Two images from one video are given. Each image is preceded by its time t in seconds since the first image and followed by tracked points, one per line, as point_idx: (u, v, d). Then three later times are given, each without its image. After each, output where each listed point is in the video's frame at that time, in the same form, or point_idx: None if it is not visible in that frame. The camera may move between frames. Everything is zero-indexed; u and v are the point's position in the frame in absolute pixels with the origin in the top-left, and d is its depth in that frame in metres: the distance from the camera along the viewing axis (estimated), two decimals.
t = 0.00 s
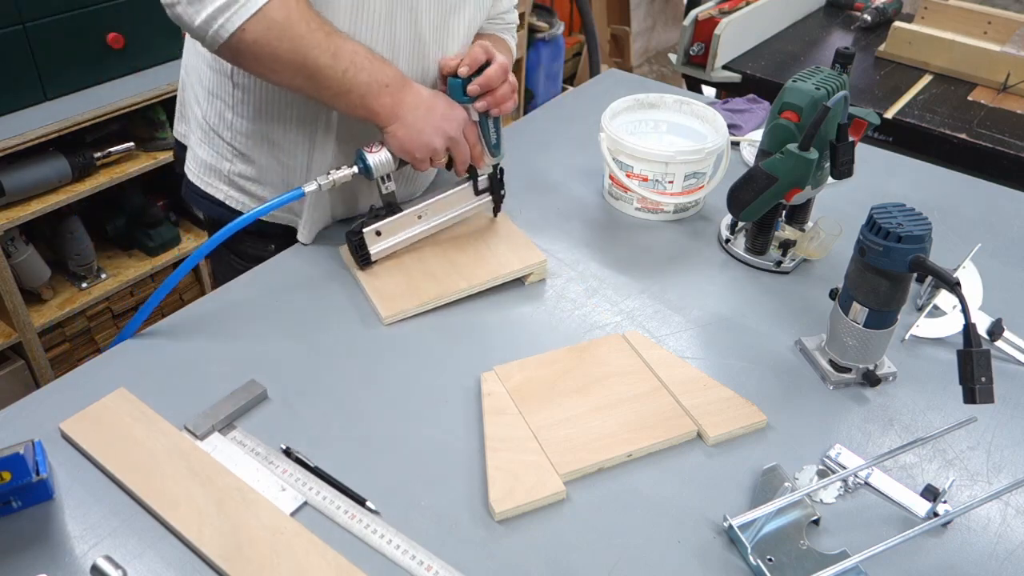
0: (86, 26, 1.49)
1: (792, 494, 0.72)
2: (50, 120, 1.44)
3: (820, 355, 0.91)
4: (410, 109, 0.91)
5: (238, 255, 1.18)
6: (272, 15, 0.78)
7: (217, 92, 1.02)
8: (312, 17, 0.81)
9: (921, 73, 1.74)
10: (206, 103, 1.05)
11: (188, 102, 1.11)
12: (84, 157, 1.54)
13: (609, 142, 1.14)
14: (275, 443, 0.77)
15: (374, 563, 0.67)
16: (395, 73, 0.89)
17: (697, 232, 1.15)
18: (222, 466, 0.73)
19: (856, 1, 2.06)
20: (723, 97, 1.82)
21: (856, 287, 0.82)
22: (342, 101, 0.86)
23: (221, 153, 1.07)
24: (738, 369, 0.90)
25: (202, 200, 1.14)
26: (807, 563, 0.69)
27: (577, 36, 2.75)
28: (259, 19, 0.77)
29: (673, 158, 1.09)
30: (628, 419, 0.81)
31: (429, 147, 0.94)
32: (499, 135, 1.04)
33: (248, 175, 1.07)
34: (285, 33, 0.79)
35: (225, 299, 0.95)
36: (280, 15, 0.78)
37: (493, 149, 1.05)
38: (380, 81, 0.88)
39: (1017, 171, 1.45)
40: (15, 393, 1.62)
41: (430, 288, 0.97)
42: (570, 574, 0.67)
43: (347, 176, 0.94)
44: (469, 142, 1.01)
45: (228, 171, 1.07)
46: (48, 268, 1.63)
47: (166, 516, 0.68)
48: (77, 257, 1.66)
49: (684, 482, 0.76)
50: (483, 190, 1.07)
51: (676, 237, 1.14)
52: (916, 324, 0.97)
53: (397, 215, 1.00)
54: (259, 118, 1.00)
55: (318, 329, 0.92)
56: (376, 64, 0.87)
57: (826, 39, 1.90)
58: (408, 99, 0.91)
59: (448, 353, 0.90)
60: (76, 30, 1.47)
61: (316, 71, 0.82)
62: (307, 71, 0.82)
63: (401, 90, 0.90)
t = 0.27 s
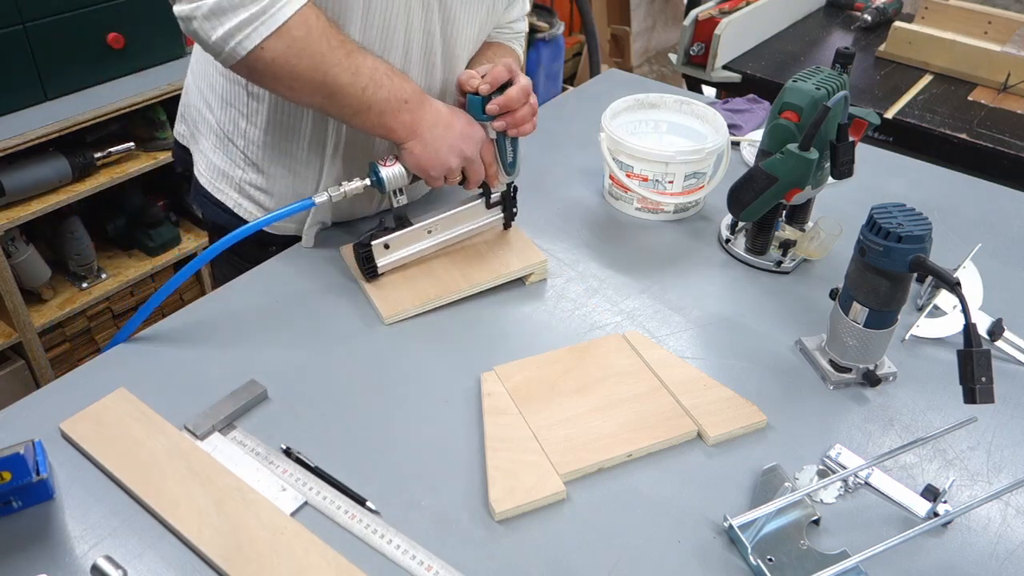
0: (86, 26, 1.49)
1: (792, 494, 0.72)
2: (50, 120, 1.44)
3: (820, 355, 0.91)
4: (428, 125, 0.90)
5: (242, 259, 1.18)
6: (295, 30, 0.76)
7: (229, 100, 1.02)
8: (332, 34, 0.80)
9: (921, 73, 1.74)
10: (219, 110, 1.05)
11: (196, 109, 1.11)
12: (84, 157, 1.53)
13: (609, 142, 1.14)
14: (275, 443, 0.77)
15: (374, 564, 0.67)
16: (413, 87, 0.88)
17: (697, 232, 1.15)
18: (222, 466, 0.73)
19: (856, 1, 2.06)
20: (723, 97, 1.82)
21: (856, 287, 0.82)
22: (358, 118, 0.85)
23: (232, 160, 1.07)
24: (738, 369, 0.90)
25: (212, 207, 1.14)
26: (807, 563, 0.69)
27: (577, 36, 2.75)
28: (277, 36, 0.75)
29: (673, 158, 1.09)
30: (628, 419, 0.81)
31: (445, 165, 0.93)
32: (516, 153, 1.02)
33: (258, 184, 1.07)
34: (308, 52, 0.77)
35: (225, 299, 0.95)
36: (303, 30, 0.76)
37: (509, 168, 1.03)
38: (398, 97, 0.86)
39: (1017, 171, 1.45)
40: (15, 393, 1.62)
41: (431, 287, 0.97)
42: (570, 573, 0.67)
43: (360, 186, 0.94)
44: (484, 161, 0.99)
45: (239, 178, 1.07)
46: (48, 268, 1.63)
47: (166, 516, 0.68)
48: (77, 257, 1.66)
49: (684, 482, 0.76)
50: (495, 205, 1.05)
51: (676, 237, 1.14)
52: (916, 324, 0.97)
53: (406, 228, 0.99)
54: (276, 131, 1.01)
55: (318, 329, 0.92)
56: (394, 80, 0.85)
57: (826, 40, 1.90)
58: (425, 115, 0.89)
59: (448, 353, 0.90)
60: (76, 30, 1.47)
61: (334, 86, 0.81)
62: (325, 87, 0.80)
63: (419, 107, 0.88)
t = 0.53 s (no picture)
0: (85, 26, 1.49)
1: (792, 494, 0.72)
2: (50, 120, 1.44)
3: (820, 355, 0.91)
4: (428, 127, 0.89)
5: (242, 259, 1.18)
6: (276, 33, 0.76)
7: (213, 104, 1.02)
8: (324, 34, 0.79)
9: (921, 73, 1.74)
10: (205, 111, 1.05)
11: (188, 110, 1.11)
12: (84, 158, 1.53)
13: (609, 142, 1.14)
14: (275, 443, 0.77)
15: (374, 564, 0.67)
16: (414, 93, 0.86)
17: (697, 232, 1.15)
18: (223, 466, 0.73)
19: (856, 2, 2.06)
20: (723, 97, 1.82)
21: (856, 287, 0.82)
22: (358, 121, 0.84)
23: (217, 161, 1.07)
24: (738, 369, 0.90)
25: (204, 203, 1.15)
26: (807, 563, 0.69)
27: (577, 36, 2.75)
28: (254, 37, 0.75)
29: (673, 159, 1.09)
30: (629, 420, 0.81)
31: (452, 171, 0.91)
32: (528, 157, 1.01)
33: (246, 184, 1.07)
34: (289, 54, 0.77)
35: (225, 299, 0.95)
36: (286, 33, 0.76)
37: (521, 172, 1.02)
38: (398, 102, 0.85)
39: (1017, 172, 1.45)
40: (15, 393, 1.62)
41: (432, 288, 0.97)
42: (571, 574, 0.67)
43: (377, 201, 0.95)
44: (495, 165, 0.97)
45: (227, 179, 1.08)
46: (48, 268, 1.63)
47: (167, 516, 0.68)
48: (77, 257, 1.66)
49: (684, 482, 0.76)
50: (509, 213, 1.02)
51: (676, 237, 1.14)
52: (916, 324, 0.97)
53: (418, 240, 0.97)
54: (259, 130, 1.01)
55: (318, 329, 0.92)
56: (392, 84, 0.84)
57: (826, 40, 1.91)
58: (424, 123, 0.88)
59: (448, 353, 0.90)
60: (76, 30, 1.47)
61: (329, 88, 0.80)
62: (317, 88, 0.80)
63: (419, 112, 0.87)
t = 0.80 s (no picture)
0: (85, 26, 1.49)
1: (792, 494, 0.72)
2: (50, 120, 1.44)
3: (820, 355, 0.91)
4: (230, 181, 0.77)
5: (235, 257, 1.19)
6: (86, 62, 0.76)
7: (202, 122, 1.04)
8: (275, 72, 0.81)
9: (921, 73, 1.74)
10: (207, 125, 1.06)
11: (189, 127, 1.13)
12: (84, 158, 1.53)
13: (609, 142, 1.14)
14: (275, 443, 0.77)
15: (374, 564, 0.67)
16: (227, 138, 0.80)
17: (697, 232, 1.15)
18: (223, 466, 0.73)
19: (856, 2, 2.06)
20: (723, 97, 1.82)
21: (856, 287, 0.82)
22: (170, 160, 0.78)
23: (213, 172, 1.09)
24: (738, 369, 0.90)
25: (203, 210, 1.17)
26: (807, 563, 0.69)
27: (577, 36, 2.75)
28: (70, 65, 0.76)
29: (673, 158, 1.09)
30: (629, 420, 0.81)
31: (230, 211, 0.77)
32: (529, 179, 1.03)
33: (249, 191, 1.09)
34: (105, 83, 0.77)
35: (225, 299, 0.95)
36: (94, 65, 0.77)
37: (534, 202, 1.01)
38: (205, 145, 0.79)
39: (1017, 172, 1.45)
40: (14, 393, 1.62)
41: (436, 287, 0.97)
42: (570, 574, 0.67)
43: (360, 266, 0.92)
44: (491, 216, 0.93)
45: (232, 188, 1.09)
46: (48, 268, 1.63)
47: (167, 517, 0.68)
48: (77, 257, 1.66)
49: (685, 482, 0.76)
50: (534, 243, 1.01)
51: (676, 237, 1.14)
52: (916, 324, 0.97)
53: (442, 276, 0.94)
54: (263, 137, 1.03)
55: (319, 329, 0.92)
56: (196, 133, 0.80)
57: (826, 40, 1.90)
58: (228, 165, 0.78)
59: (448, 353, 0.90)
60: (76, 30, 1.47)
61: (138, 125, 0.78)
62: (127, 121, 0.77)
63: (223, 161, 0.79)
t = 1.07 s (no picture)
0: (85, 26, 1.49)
1: (792, 494, 0.72)
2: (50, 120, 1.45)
3: (820, 355, 0.91)
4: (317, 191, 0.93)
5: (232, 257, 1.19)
6: (180, 111, 0.90)
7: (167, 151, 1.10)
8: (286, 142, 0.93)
9: (921, 73, 1.74)
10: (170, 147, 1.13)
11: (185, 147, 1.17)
12: (85, 157, 1.53)
13: (610, 142, 1.14)
14: (275, 443, 0.77)
15: (374, 564, 0.67)
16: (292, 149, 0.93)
17: (698, 232, 1.15)
18: (220, 469, 0.73)
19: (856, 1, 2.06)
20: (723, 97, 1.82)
21: (856, 287, 0.82)
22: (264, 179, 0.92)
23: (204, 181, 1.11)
24: (738, 369, 0.90)
25: (202, 219, 1.19)
26: (807, 563, 0.69)
27: (577, 37, 2.75)
28: (163, 116, 0.90)
29: (673, 158, 1.09)
30: (629, 420, 0.81)
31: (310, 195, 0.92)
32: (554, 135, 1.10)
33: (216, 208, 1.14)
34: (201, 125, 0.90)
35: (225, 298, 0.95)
36: (184, 109, 0.90)
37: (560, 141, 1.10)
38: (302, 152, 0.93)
39: (1017, 171, 1.45)
40: (14, 392, 1.62)
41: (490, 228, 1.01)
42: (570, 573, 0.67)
43: (348, 311, 0.90)
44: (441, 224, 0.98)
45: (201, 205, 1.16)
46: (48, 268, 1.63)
47: (165, 522, 0.68)
48: (77, 256, 1.66)
49: (684, 481, 0.76)
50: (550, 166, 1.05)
51: (676, 237, 1.14)
52: (916, 324, 0.97)
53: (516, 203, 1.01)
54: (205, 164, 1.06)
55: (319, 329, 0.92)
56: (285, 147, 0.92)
57: (826, 39, 1.90)
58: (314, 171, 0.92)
59: (447, 352, 0.90)
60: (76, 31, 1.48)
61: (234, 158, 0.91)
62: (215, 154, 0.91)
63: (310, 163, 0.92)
